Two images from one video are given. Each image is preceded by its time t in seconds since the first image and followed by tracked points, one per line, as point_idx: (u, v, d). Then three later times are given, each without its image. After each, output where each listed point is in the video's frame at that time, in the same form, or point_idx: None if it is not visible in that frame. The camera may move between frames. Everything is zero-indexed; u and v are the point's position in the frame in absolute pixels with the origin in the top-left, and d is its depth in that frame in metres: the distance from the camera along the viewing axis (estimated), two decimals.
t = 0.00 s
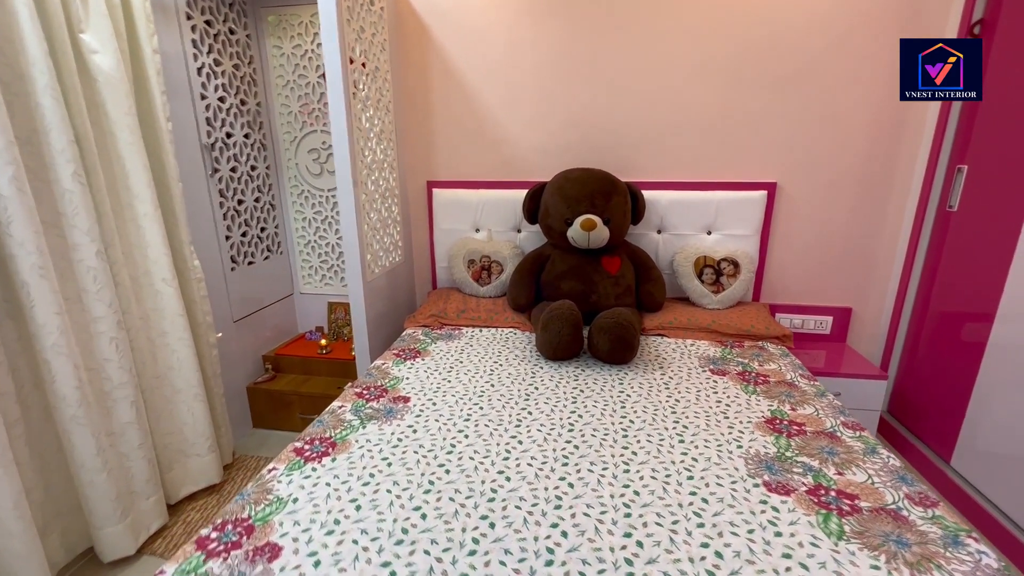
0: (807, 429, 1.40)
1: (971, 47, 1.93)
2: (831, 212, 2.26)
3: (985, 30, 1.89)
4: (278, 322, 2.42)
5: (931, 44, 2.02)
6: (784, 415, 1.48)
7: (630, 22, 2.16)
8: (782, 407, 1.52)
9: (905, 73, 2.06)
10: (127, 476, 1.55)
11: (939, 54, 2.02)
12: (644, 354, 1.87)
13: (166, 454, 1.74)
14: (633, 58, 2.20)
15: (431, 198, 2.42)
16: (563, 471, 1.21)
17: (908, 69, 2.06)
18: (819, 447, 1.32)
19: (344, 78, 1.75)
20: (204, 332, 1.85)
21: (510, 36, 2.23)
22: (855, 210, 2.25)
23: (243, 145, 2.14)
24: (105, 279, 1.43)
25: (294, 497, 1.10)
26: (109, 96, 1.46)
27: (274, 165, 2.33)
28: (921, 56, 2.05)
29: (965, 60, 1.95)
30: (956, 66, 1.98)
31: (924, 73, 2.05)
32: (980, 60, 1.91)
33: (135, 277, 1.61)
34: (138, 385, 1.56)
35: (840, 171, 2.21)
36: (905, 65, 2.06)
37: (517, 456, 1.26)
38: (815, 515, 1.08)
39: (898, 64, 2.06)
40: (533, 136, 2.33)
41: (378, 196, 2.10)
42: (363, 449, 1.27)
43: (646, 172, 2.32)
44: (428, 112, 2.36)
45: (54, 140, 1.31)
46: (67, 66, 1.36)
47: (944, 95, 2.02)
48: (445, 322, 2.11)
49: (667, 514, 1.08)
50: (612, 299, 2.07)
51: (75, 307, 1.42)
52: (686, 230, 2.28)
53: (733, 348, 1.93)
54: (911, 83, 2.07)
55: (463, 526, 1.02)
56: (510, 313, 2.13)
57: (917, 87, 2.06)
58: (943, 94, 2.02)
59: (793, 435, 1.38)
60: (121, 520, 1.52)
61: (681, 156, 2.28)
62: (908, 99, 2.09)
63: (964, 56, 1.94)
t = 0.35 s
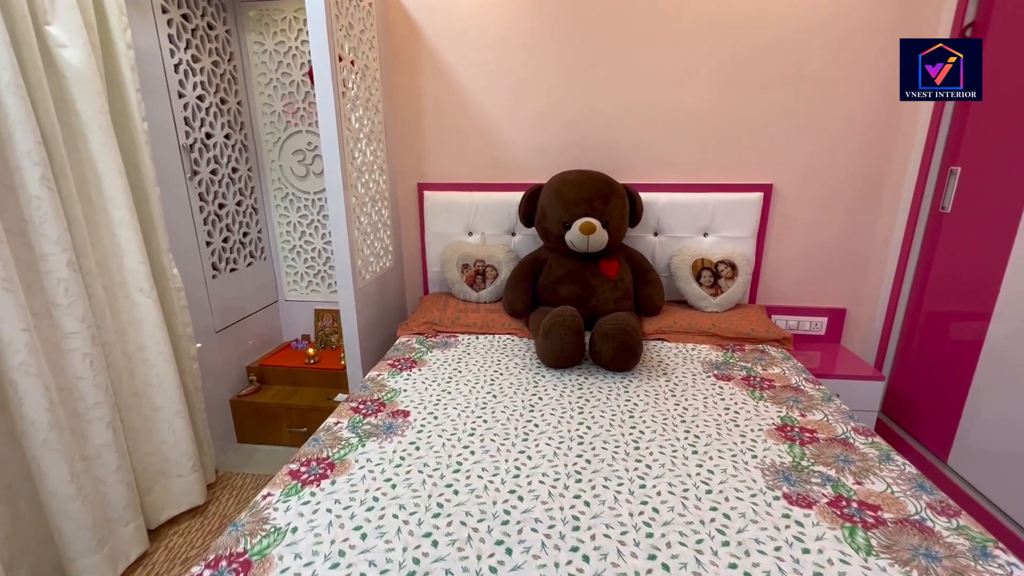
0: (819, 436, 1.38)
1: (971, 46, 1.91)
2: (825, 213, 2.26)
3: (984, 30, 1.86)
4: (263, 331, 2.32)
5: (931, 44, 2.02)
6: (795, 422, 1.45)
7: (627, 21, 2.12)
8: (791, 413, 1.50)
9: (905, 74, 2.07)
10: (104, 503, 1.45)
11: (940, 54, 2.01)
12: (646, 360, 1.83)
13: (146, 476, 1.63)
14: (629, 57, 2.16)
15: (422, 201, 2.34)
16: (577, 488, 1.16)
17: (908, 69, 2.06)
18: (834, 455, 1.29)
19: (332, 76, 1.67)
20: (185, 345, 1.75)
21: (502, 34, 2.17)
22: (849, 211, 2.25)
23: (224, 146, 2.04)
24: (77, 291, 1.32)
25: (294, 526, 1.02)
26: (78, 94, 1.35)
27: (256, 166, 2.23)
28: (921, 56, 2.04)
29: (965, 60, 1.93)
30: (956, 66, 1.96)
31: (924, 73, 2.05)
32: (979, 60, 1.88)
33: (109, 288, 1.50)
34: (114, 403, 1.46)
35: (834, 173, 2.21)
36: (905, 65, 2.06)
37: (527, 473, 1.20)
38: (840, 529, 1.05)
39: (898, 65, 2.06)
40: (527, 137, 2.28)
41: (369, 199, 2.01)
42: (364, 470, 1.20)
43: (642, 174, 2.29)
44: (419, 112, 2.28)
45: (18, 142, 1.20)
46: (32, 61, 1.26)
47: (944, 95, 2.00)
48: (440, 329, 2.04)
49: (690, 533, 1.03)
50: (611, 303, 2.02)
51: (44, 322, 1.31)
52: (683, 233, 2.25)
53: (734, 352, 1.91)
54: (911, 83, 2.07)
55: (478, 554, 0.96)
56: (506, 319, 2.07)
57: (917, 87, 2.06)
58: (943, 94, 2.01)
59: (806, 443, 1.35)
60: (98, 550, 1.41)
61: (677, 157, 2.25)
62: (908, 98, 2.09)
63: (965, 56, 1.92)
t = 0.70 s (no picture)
0: (823, 434, 1.38)
1: (971, 46, 1.88)
2: (810, 210, 2.29)
3: (983, 29, 1.83)
4: (241, 340, 2.21)
5: (931, 44, 2.01)
6: (797, 420, 1.45)
7: (615, 18, 2.09)
8: (791, 411, 1.49)
9: (905, 74, 2.07)
10: (75, 531, 1.34)
11: (940, 54, 2.00)
12: (643, 361, 1.81)
13: (120, 499, 1.53)
14: (618, 55, 2.13)
15: (408, 202, 2.27)
16: (589, 497, 1.12)
17: (908, 70, 2.07)
18: (840, 453, 1.29)
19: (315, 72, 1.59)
20: (160, 357, 1.64)
21: (490, 30, 2.11)
22: (834, 208, 2.28)
23: (196, 146, 1.93)
24: (40, 304, 1.22)
25: (292, 553, 0.95)
26: (37, 89, 1.24)
27: (231, 167, 2.12)
28: (921, 56, 2.04)
29: (965, 60, 1.90)
30: (956, 66, 1.93)
31: (925, 73, 2.04)
32: (979, 59, 1.85)
33: (76, 299, 1.39)
34: (83, 424, 1.35)
35: (819, 171, 2.23)
36: (905, 65, 2.07)
37: (535, 483, 1.16)
38: (857, 529, 1.04)
39: (898, 66, 2.08)
40: (515, 136, 2.23)
41: (353, 201, 1.94)
42: (363, 487, 1.13)
43: (631, 172, 2.27)
44: (403, 110, 2.21)
45: None
46: None
47: (944, 95, 1.99)
48: (430, 334, 1.97)
49: (709, 541, 1.01)
50: (605, 304, 1.99)
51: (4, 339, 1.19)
52: (673, 232, 2.24)
53: (729, 351, 1.90)
54: (911, 83, 2.07)
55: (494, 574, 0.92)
56: (498, 322, 2.02)
57: (917, 87, 2.06)
58: (942, 94, 1.99)
59: (811, 441, 1.34)
60: None
61: (666, 156, 2.24)
62: (908, 98, 2.09)
63: (964, 56, 1.90)
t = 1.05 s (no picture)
0: (814, 428, 1.41)
1: (971, 46, 1.82)
2: (782, 209, 2.36)
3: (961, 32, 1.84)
4: (208, 352, 2.08)
5: (932, 45, 1.99)
6: (788, 415, 1.47)
7: (593, 18, 2.08)
8: (781, 407, 1.52)
9: (906, 74, 2.08)
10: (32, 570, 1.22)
11: (941, 54, 1.95)
12: (631, 361, 1.81)
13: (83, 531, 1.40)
14: (597, 55, 2.13)
15: (385, 204, 2.20)
16: (597, 504, 1.10)
17: (909, 69, 2.07)
18: (833, 446, 1.32)
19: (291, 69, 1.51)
20: (123, 375, 1.52)
21: (468, 28, 2.07)
22: (805, 207, 2.35)
23: (156, 146, 1.80)
24: None
25: None
26: None
27: (194, 168, 1.99)
28: (921, 56, 2.03)
29: (965, 60, 1.85)
30: (956, 66, 1.88)
31: (926, 73, 2.01)
32: (980, 59, 1.80)
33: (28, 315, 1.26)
34: (39, 452, 1.22)
35: (790, 171, 2.30)
36: (905, 65, 2.08)
37: (542, 492, 1.13)
38: (860, 522, 1.06)
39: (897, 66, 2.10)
40: (495, 136, 2.20)
41: (331, 204, 1.86)
42: (362, 506, 1.07)
43: (611, 173, 2.27)
44: (379, 109, 2.14)
45: None
46: None
47: (944, 95, 1.94)
48: (414, 340, 1.91)
49: (721, 542, 1.01)
50: (591, 305, 1.98)
51: None
52: (653, 231, 2.26)
53: (714, 349, 1.93)
54: (912, 83, 2.06)
55: None
56: (484, 326, 1.98)
57: (918, 86, 2.03)
58: (943, 94, 1.94)
59: (803, 436, 1.37)
60: None
61: (645, 157, 2.26)
62: (909, 98, 2.08)
63: (964, 56, 1.85)
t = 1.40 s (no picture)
0: (779, 421, 1.49)
1: (972, 45, 1.66)
2: (732, 214, 2.49)
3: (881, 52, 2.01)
4: (153, 372, 1.93)
5: (931, 44, 1.80)
6: (754, 410, 1.55)
7: (553, 28, 2.12)
8: (747, 402, 1.60)
9: (904, 74, 1.89)
10: None
11: (940, 54, 1.76)
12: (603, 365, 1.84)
13: None
14: (558, 64, 2.16)
15: (346, 212, 2.14)
16: (589, 508, 1.11)
17: (908, 70, 1.88)
18: (798, 437, 1.40)
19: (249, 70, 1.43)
20: (61, 402, 1.38)
21: (429, 33, 2.04)
22: (752, 212, 2.49)
23: (91, 150, 1.66)
24: None
25: None
26: None
27: (133, 174, 1.84)
28: (920, 56, 1.84)
29: (966, 60, 1.67)
30: (956, 66, 1.70)
31: (925, 73, 1.82)
32: (981, 57, 1.63)
33: None
34: None
35: (739, 178, 2.43)
36: (904, 65, 1.89)
37: (533, 500, 1.13)
38: (831, 507, 1.13)
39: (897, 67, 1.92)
40: (459, 143, 2.18)
41: (291, 211, 1.77)
42: (349, 528, 1.03)
43: (574, 180, 2.32)
44: (338, 114, 2.07)
45: None
46: None
47: (944, 96, 1.76)
48: (382, 351, 1.86)
49: (710, 536, 1.04)
50: (560, 311, 2.00)
51: None
52: (616, 237, 2.32)
53: (678, 349, 2.00)
54: (911, 83, 1.87)
55: None
56: (453, 335, 1.95)
57: (917, 87, 1.85)
58: (943, 94, 1.76)
59: (770, 429, 1.44)
60: None
61: (605, 164, 2.32)
62: (909, 99, 1.89)
63: (964, 56, 1.67)
